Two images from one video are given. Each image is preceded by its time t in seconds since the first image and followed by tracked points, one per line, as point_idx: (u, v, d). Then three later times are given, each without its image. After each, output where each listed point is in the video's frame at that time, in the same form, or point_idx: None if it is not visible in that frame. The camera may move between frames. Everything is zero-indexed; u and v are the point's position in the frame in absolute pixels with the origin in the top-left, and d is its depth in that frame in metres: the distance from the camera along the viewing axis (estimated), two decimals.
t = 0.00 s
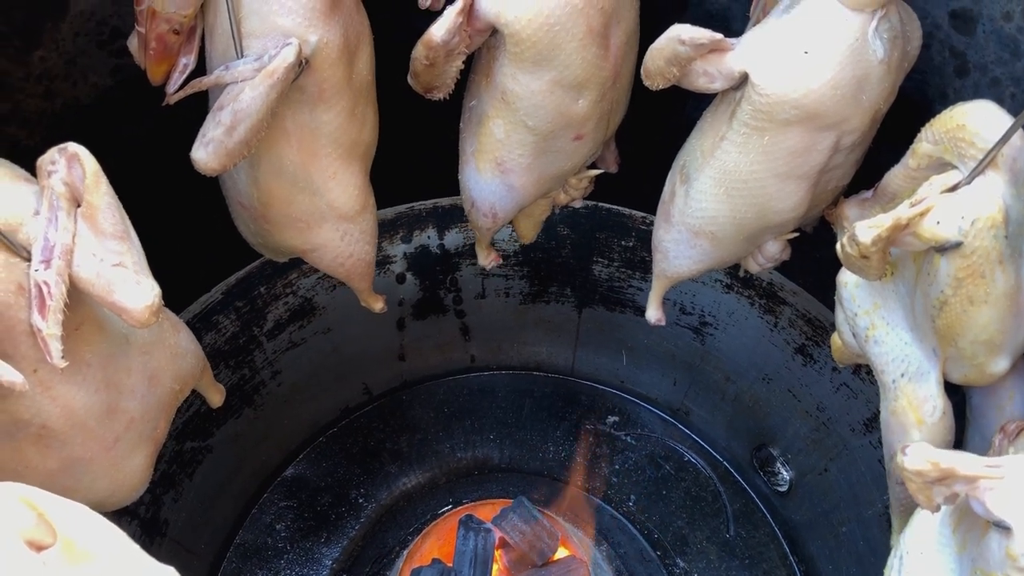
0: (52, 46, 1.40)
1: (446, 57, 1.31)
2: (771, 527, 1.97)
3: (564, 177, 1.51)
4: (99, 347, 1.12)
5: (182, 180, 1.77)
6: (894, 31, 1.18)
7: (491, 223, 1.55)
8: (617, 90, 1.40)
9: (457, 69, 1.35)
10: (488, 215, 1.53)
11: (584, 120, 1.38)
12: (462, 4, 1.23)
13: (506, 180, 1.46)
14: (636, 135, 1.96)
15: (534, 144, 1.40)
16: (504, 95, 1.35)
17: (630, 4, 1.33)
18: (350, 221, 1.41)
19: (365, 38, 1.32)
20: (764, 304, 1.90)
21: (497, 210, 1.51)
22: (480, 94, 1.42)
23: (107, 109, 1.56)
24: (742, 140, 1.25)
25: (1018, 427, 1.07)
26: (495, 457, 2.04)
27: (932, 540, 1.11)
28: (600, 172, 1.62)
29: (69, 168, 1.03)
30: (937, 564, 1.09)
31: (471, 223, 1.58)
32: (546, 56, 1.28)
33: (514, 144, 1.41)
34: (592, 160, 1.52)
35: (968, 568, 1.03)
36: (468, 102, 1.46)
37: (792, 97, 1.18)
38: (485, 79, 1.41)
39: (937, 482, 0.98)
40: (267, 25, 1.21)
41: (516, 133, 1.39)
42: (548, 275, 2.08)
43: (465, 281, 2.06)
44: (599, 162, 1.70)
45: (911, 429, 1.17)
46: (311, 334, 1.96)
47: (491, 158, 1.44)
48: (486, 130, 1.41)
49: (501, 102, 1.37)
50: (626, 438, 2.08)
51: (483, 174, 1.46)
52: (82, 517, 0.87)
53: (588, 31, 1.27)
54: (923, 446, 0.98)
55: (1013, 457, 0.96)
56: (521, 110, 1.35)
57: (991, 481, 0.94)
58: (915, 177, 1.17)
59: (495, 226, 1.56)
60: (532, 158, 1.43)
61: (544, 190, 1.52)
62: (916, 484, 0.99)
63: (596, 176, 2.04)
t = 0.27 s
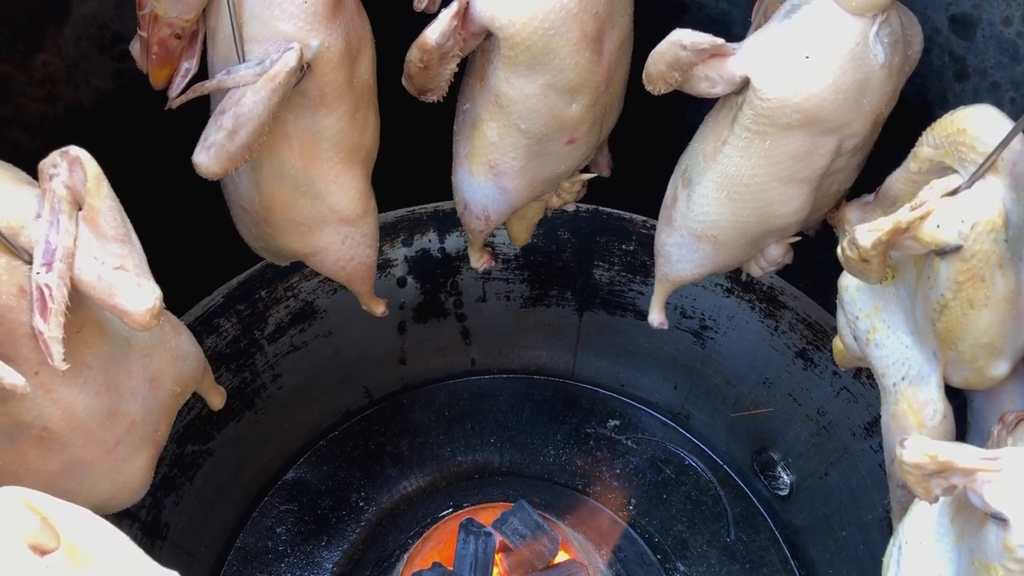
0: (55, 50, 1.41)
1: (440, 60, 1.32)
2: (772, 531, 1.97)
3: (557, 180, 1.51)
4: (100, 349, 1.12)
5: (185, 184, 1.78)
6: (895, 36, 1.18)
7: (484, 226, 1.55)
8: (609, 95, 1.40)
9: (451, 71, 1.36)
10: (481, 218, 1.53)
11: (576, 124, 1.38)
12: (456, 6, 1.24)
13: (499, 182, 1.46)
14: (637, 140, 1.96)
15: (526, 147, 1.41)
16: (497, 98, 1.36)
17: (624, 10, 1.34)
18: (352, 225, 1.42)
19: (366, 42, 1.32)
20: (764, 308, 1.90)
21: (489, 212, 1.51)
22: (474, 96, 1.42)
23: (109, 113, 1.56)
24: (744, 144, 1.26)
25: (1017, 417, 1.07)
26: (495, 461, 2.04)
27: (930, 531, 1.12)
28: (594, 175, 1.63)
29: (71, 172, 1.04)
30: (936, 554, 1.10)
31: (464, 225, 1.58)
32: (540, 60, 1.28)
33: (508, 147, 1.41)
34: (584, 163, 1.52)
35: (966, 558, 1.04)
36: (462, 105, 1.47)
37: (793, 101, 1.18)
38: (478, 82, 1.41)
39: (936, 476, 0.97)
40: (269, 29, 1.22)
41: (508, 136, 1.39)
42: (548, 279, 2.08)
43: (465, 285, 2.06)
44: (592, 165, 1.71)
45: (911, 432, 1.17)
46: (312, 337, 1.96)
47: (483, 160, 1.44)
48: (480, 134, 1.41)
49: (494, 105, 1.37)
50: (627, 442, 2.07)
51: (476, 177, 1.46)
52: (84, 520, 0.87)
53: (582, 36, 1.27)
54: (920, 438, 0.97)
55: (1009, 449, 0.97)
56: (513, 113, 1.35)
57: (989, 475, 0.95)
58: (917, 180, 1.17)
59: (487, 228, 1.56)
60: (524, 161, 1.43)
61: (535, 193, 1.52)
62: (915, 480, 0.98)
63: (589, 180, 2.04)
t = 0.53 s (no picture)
0: (58, 53, 1.41)
1: (441, 63, 1.32)
2: (773, 533, 1.97)
3: (557, 183, 1.51)
4: (105, 350, 1.12)
5: (187, 187, 1.78)
6: (897, 38, 1.19)
7: (484, 228, 1.56)
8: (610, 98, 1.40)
9: (452, 74, 1.36)
10: (481, 219, 1.53)
11: (576, 127, 1.39)
12: (457, 10, 1.25)
13: (500, 185, 1.46)
14: (637, 143, 1.97)
15: (527, 149, 1.41)
16: (498, 101, 1.36)
17: (624, 13, 1.34)
18: (346, 227, 1.42)
19: (363, 47, 1.33)
20: (766, 310, 1.91)
21: (490, 215, 1.52)
22: (474, 99, 1.43)
23: (111, 116, 1.57)
24: (745, 145, 1.26)
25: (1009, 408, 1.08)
26: (497, 463, 2.05)
27: (923, 521, 1.12)
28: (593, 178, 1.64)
29: (76, 173, 1.04)
30: (928, 544, 1.10)
31: (464, 227, 1.59)
32: (541, 63, 1.29)
33: (508, 150, 1.41)
34: (584, 166, 1.53)
35: (958, 548, 1.04)
36: (463, 107, 1.47)
37: (795, 102, 1.18)
38: (479, 85, 1.42)
39: (928, 467, 0.98)
40: (267, 32, 1.22)
41: (509, 139, 1.40)
42: (549, 282, 2.08)
43: (466, 287, 2.07)
44: (592, 168, 1.71)
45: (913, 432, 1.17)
46: (313, 339, 1.97)
47: (484, 163, 1.44)
48: (480, 136, 1.42)
49: (495, 108, 1.37)
50: (629, 444, 2.07)
51: (476, 180, 1.47)
52: (89, 517, 0.87)
53: (582, 39, 1.28)
54: (913, 430, 0.98)
55: (1003, 441, 0.97)
56: (514, 116, 1.36)
57: (980, 466, 0.95)
58: (919, 181, 1.18)
59: (488, 230, 1.57)
60: (525, 163, 1.43)
61: (536, 196, 1.52)
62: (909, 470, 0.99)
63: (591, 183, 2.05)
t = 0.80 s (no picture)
0: (58, 56, 1.42)
1: (446, 66, 1.33)
2: (773, 535, 1.97)
3: (563, 186, 1.51)
4: (105, 353, 1.12)
5: (187, 189, 1.78)
6: (893, 40, 1.19)
7: (491, 232, 1.56)
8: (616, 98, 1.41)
9: (457, 78, 1.37)
10: (487, 223, 1.53)
11: (583, 129, 1.39)
12: (461, 13, 1.26)
13: (506, 189, 1.47)
14: (636, 145, 1.97)
15: (533, 152, 1.41)
16: (503, 104, 1.36)
17: (629, 14, 1.35)
18: (343, 230, 1.42)
19: (359, 54, 1.34)
20: (765, 312, 1.91)
21: (496, 218, 1.52)
22: (480, 103, 1.43)
23: (111, 118, 1.57)
24: (743, 147, 1.26)
25: (1003, 417, 1.08)
26: (497, 465, 2.05)
27: (917, 531, 1.12)
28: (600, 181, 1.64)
29: (75, 177, 1.04)
30: (922, 553, 1.10)
31: (471, 230, 1.59)
32: (546, 65, 1.29)
33: (514, 153, 1.42)
34: (591, 169, 1.53)
35: (953, 557, 1.04)
36: (468, 110, 1.47)
37: (792, 103, 1.19)
38: (485, 88, 1.42)
39: (924, 475, 0.97)
40: (263, 36, 1.23)
41: (515, 142, 1.40)
42: (549, 283, 2.08)
43: (466, 289, 2.07)
44: (599, 171, 1.72)
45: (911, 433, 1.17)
46: (313, 341, 1.97)
47: (490, 166, 1.44)
48: (486, 139, 1.42)
49: (501, 111, 1.38)
50: (628, 446, 2.08)
51: (483, 183, 1.47)
52: (86, 516, 0.88)
53: (587, 40, 1.28)
54: (908, 438, 0.97)
55: (996, 448, 0.98)
56: (520, 119, 1.36)
57: (975, 474, 0.96)
58: (917, 183, 1.18)
59: (495, 234, 1.57)
60: (531, 166, 1.44)
61: (543, 199, 1.53)
62: (903, 479, 0.98)
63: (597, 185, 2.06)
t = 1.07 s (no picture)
0: (57, 57, 1.42)
1: (448, 68, 1.33)
2: (773, 535, 1.97)
3: (568, 187, 1.52)
4: (102, 355, 1.12)
5: (187, 191, 1.79)
6: (890, 41, 1.19)
7: (494, 233, 1.56)
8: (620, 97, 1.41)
9: (459, 80, 1.37)
10: (491, 224, 1.54)
11: (586, 130, 1.39)
12: (463, 16, 1.26)
13: (510, 189, 1.47)
14: (636, 145, 1.97)
15: (536, 154, 1.41)
16: (506, 106, 1.36)
17: (631, 15, 1.34)
18: (346, 231, 1.42)
19: (362, 52, 1.33)
20: (765, 313, 1.91)
21: (499, 219, 1.52)
22: (483, 104, 1.43)
23: (110, 120, 1.57)
24: (740, 149, 1.26)
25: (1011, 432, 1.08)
26: (497, 466, 2.05)
27: (924, 546, 1.11)
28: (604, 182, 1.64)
29: (72, 179, 1.04)
30: (929, 569, 1.10)
31: (474, 232, 1.59)
32: (547, 66, 1.29)
33: (517, 154, 1.42)
34: (594, 169, 1.53)
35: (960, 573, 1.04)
36: (471, 112, 1.47)
37: (789, 105, 1.19)
38: (487, 90, 1.42)
39: (927, 488, 0.98)
40: (264, 37, 1.23)
41: (518, 143, 1.40)
42: (549, 284, 2.08)
43: (466, 290, 2.07)
44: (603, 172, 1.72)
45: (909, 435, 1.17)
46: (313, 342, 1.97)
47: (493, 168, 1.44)
48: (489, 141, 1.43)
49: (503, 113, 1.38)
50: (628, 446, 2.07)
51: (486, 184, 1.47)
52: (81, 520, 0.88)
53: (590, 41, 1.28)
54: (912, 451, 0.98)
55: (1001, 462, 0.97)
56: (522, 120, 1.36)
57: (980, 487, 0.95)
58: (914, 185, 1.18)
59: (498, 236, 1.57)
60: (534, 168, 1.44)
61: (546, 200, 1.52)
62: (907, 492, 0.99)
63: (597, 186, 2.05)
